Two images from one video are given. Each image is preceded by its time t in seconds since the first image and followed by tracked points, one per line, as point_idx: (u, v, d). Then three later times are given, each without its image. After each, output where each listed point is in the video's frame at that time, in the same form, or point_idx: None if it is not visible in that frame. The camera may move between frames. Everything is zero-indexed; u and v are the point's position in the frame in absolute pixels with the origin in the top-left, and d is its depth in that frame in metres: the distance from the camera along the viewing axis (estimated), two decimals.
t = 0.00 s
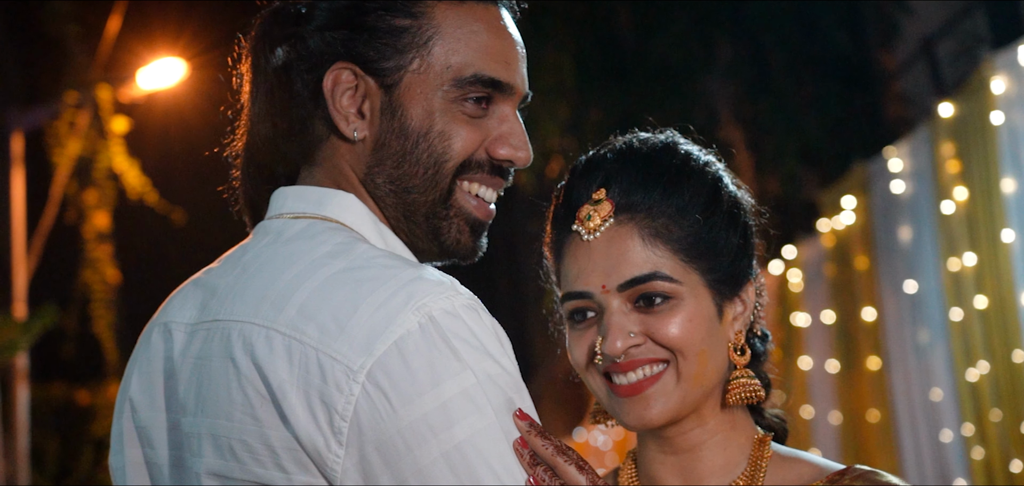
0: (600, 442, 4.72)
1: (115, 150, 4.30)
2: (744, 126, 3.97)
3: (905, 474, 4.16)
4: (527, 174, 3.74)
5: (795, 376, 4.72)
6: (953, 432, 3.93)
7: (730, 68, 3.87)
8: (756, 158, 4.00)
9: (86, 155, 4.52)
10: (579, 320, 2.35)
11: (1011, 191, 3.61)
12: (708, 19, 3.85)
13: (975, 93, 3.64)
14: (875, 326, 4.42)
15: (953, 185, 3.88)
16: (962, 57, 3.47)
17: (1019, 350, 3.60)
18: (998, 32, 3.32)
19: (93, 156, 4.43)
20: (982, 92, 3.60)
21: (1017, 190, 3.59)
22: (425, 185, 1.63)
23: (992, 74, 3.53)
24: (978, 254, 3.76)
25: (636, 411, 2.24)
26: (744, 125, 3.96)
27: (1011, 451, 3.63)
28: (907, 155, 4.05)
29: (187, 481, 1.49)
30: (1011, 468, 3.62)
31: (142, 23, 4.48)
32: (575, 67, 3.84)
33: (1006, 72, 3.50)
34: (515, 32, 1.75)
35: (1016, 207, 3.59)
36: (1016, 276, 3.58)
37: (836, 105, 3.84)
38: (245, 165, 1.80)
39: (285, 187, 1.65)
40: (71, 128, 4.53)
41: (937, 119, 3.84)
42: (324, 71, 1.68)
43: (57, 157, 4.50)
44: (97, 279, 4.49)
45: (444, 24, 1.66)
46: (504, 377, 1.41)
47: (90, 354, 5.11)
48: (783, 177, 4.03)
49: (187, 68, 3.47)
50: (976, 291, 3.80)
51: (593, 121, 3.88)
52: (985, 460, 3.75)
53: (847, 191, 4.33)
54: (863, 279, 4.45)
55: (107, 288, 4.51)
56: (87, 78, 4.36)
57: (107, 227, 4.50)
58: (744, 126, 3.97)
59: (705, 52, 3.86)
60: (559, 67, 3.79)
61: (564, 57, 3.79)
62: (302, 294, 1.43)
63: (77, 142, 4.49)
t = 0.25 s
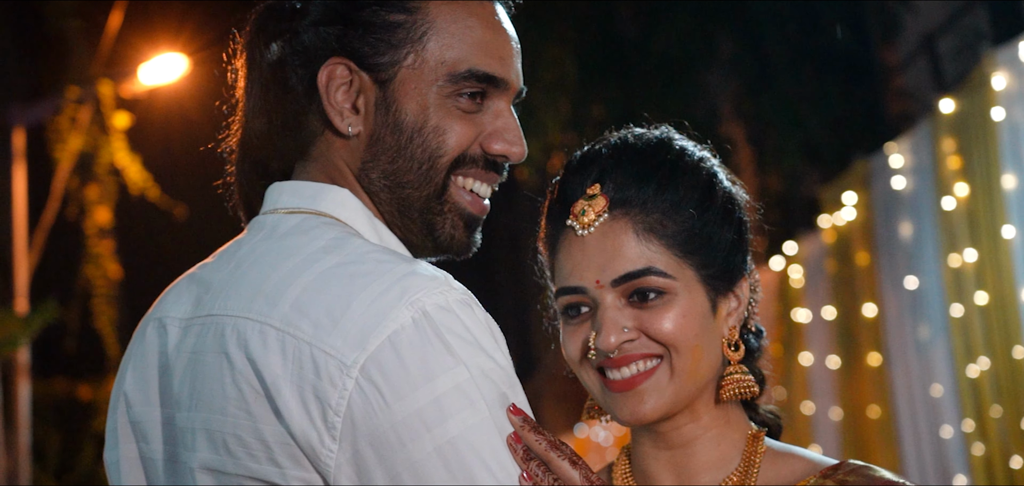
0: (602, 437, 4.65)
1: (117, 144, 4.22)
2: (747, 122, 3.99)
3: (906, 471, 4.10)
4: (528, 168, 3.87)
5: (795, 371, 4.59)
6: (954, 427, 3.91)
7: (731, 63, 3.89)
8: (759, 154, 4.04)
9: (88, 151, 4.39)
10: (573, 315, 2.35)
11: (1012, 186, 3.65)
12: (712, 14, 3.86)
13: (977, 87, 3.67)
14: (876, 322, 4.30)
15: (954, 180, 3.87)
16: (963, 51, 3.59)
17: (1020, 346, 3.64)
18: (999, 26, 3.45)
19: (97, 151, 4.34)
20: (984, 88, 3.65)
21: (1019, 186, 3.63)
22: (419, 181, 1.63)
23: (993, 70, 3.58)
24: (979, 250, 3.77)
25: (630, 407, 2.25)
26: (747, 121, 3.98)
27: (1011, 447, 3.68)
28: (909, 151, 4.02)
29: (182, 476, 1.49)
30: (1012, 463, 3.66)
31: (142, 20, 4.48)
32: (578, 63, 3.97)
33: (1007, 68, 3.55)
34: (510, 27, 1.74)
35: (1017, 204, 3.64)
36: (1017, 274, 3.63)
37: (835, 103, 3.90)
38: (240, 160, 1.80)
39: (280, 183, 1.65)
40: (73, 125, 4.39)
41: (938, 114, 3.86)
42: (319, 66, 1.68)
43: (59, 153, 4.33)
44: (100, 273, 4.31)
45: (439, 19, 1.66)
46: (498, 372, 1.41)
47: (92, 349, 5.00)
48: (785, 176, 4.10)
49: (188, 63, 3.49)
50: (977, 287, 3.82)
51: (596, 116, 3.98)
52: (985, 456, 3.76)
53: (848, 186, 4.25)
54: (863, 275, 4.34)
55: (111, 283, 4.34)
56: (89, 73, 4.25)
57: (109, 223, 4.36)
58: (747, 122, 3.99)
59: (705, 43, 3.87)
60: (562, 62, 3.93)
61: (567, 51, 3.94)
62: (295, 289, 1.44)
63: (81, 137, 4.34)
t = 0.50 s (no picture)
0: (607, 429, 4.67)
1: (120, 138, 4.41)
2: (751, 116, 4.15)
3: (910, 463, 4.15)
4: (529, 159, 4.02)
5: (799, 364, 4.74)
6: (957, 421, 3.93)
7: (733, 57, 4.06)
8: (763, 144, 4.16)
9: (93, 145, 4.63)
10: (568, 308, 2.35)
11: (1014, 179, 3.67)
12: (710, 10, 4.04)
13: (979, 80, 3.72)
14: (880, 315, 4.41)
15: (958, 173, 3.91)
16: (964, 44, 3.65)
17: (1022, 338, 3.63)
18: (1003, 19, 3.52)
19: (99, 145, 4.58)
20: (987, 81, 3.69)
21: (1021, 178, 3.66)
22: (414, 173, 1.64)
23: (996, 62, 3.62)
24: (982, 243, 3.79)
25: (625, 400, 2.26)
26: (750, 115, 4.15)
27: (1014, 439, 3.67)
28: (911, 144, 4.09)
29: (178, 468, 1.50)
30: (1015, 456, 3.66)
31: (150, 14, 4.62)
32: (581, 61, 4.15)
33: (1009, 61, 3.59)
34: (505, 20, 1.74)
35: (1018, 196, 3.65)
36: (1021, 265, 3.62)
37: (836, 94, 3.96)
38: (235, 152, 1.79)
39: (275, 175, 1.66)
40: (77, 120, 4.66)
41: (941, 107, 3.89)
42: (313, 59, 1.67)
43: (65, 146, 4.58)
44: (104, 268, 4.56)
45: (434, 12, 1.65)
46: (492, 364, 1.41)
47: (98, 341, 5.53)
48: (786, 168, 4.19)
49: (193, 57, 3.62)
50: (980, 280, 3.82)
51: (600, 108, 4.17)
52: (989, 448, 3.77)
53: (850, 179, 4.37)
54: (866, 268, 4.47)
55: (114, 277, 4.58)
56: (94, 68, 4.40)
57: (112, 215, 4.58)
58: (751, 116, 4.15)
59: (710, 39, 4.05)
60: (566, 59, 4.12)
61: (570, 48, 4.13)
62: (290, 282, 1.44)
63: (84, 130, 4.58)
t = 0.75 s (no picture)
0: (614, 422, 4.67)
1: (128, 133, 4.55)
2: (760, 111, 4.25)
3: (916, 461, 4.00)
4: (536, 154, 4.06)
5: (805, 359, 4.50)
6: (963, 416, 3.79)
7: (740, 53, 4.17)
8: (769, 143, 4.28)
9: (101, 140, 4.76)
10: (567, 303, 2.35)
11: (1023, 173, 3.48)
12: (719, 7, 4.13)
13: (988, 74, 3.55)
14: (887, 310, 4.19)
15: (965, 168, 3.73)
16: (971, 39, 3.56)
17: None
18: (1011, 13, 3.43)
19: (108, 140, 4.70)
20: (994, 76, 3.52)
21: None
22: (413, 168, 1.64)
23: (1003, 57, 3.46)
24: (989, 238, 3.64)
25: (624, 394, 2.26)
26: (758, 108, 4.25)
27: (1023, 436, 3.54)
28: (919, 139, 3.92)
29: (177, 461, 1.50)
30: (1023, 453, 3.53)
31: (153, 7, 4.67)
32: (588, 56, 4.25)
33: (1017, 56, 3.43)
34: (504, 15, 1.74)
35: None
36: None
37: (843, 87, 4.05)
38: (235, 147, 1.79)
39: (275, 170, 1.66)
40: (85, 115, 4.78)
41: (947, 102, 3.77)
42: (312, 54, 1.67)
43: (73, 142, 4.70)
44: (111, 261, 4.68)
45: (432, 6, 1.65)
46: (490, 358, 1.42)
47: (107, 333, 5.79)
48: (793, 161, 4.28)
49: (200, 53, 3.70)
50: (987, 275, 3.68)
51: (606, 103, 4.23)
52: (995, 444, 3.64)
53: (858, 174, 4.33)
54: (875, 263, 4.23)
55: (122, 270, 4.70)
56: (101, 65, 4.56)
57: (121, 211, 4.68)
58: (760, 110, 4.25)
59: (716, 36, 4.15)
60: (572, 53, 4.20)
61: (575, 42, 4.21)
62: (289, 276, 1.44)
63: (92, 126, 4.71)
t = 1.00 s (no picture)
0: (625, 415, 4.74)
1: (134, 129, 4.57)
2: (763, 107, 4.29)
3: (921, 459, 4.16)
4: (539, 152, 4.03)
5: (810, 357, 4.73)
6: (967, 414, 3.95)
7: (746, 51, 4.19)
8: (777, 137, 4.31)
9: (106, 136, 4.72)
10: (564, 299, 2.35)
11: None
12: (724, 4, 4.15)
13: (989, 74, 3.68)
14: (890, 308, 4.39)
15: (969, 166, 3.88)
16: (976, 36, 3.62)
17: None
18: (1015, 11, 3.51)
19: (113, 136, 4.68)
20: (997, 72, 3.65)
21: None
22: (409, 163, 1.64)
23: (1006, 55, 3.59)
24: (993, 236, 3.78)
25: (619, 390, 2.26)
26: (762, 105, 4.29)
27: None
28: (922, 136, 4.07)
29: (172, 456, 1.50)
30: None
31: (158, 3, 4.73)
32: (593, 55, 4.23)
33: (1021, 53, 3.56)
34: (501, 11, 1.74)
35: None
36: None
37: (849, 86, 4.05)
38: (232, 142, 1.79)
39: (272, 165, 1.66)
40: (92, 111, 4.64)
41: (952, 99, 3.86)
42: (308, 49, 1.66)
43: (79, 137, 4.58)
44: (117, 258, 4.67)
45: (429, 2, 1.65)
46: (484, 353, 1.42)
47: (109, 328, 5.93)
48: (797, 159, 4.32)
49: (205, 49, 3.71)
50: (990, 273, 3.83)
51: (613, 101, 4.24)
52: (998, 442, 3.78)
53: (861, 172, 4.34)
54: (877, 261, 4.45)
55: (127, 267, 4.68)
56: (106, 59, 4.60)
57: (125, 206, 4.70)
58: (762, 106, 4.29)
59: (721, 33, 4.18)
60: (577, 49, 4.16)
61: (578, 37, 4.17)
62: (284, 271, 1.44)
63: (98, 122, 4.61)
